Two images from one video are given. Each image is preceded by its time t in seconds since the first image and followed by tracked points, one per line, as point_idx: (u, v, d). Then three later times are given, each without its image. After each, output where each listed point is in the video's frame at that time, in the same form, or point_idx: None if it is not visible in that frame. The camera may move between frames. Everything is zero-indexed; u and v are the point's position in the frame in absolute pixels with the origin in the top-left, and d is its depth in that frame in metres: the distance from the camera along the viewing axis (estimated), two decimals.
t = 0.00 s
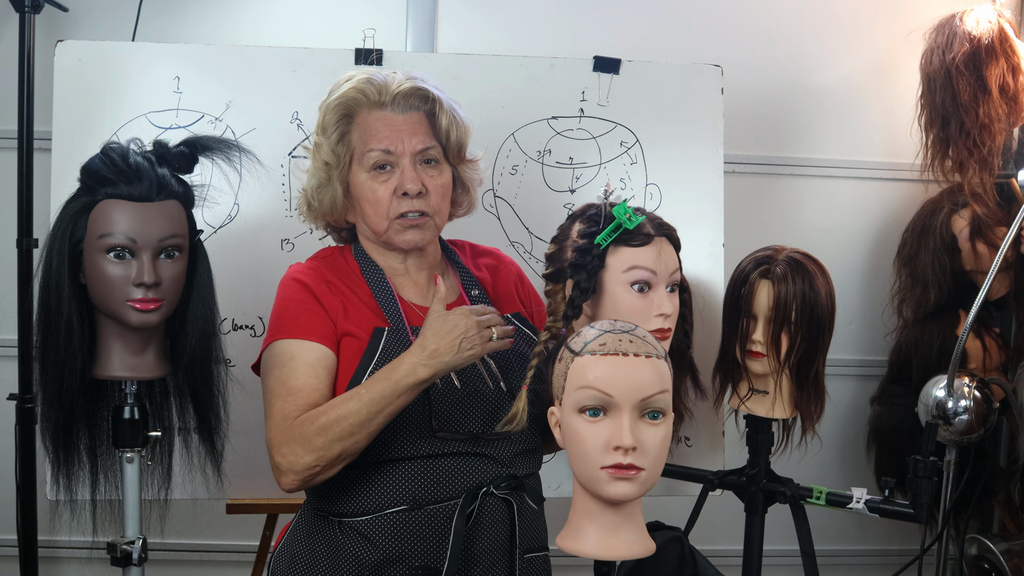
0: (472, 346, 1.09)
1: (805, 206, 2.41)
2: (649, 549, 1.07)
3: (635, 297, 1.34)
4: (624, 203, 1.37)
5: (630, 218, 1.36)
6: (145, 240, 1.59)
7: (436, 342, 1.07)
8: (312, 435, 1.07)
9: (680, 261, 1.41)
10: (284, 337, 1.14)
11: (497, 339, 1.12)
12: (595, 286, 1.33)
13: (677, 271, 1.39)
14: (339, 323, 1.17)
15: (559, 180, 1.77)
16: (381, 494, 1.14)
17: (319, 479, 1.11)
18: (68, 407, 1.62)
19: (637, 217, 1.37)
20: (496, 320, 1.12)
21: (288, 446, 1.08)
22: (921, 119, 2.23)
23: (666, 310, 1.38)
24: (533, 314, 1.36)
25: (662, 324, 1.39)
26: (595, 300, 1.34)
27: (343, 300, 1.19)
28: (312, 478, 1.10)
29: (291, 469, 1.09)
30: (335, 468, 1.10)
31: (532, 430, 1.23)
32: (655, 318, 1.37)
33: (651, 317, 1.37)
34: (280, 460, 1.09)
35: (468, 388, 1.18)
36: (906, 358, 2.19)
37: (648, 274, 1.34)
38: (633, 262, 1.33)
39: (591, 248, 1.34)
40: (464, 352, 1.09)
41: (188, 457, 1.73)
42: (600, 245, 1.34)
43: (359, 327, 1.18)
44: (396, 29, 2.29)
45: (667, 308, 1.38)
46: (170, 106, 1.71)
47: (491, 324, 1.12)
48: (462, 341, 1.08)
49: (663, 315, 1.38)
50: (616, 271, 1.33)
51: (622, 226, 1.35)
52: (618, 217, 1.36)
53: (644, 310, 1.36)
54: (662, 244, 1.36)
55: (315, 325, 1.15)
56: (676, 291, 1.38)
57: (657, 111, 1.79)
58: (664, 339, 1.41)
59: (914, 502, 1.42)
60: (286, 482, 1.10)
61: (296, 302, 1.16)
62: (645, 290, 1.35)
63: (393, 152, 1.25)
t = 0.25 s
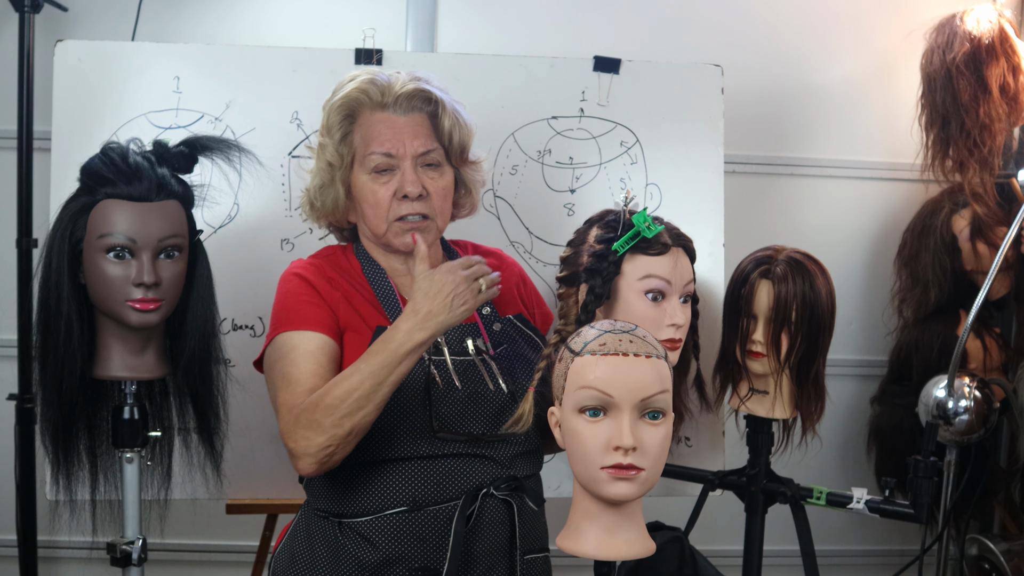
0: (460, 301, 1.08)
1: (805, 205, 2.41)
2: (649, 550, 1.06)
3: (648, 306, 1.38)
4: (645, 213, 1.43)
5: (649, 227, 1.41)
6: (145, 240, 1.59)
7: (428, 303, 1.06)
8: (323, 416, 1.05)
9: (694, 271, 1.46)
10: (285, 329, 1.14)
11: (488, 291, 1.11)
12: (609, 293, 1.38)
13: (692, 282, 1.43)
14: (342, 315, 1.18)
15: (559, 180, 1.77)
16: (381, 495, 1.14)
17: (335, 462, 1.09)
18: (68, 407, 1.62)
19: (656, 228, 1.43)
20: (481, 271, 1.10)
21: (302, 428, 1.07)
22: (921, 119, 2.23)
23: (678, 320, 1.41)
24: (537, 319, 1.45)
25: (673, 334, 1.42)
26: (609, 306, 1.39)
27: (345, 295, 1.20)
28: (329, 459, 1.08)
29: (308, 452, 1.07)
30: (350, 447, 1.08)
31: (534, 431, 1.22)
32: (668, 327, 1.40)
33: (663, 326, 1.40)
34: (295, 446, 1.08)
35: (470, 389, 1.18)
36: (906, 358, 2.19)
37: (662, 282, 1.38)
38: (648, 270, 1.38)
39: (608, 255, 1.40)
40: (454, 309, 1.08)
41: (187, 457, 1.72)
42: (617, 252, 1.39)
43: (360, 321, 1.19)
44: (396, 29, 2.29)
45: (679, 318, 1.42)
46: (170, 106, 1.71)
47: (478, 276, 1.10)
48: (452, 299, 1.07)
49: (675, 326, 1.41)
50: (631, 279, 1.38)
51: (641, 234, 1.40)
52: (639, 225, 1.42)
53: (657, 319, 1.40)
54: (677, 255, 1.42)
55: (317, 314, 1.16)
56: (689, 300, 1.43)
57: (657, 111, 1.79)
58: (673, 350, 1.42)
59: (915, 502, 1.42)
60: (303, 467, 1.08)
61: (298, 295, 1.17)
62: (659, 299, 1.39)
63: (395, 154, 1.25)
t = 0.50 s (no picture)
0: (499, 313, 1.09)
1: (805, 205, 2.41)
2: (649, 550, 1.06)
3: (653, 310, 1.38)
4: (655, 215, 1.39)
5: (658, 231, 1.38)
6: (145, 240, 1.58)
7: (473, 312, 1.07)
8: (351, 403, 1.04)
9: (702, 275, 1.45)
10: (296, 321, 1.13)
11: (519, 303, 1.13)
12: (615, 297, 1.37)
13: (698, 288, 1.42)
14: (350, 314, 1.18)
15: (559, 180, 1.77)
16: (383, 496, 1.15)
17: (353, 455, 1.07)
18: (68, 408, 1.62)
19: (666, 232, 1.39)
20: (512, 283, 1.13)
21: (325, 416, 1.05)
22: (921, 119, 2.23)
23: (683, 327, 1.41)
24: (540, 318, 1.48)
25: (677, 341, 1.42)
26: (614, 309, 1.38)
27: (351, 294, 1.20)
28: (348, 452, 1.06)
29: (326, 442, 1.04)
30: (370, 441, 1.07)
31: (535, 434, 1.23)
32: (672, 333, 1.40)
33: (667, 332, 1.40)
34: (313, 436, 1.05)
35: (473, 390, 1.18)
36: (906, 358, 2.19)
37: (669, 288, 1.38)
38: (655, 276, 1.37)
39: (616, 258, 1.38)
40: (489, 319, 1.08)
41: (187, 457, 1.72)
42: (625, 255, 1.38)
43: (365, 322, 1.19)
44: (396, 29, 2.29)
45: (684, 325, 1.41)
46: (170, 106, 1.71)
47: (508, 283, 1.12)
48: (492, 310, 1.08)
49: (680, 332, 1.41)
50: (638, 283, 1.37)
51: (649, 239, 1.38)
52: (647, 228, 1.38)
53: (662, 325, 1.39)
54: (686, 260, 1.40)
55: (329, 311, 1.15)
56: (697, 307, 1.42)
57: (657, 112, 1.79)
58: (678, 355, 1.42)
59: (915, 502, 1.42)
60: (321, 458, 1.06)
61: (307, 291, 1.16)
62: (664, 304, 1.38)
63: (395, 155, 1.24)
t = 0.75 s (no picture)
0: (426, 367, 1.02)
1: (805, 205, 2.41)
2: (649, 549, 1.07)
3: (658, 315, 1.40)
4: (659, 222, 1.42)
5: (664, 237, 1.40)
6: (145, 240, 1.59)
7: (394, 366, 1.00)
8: (278, 452, 1.07)
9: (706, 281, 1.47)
10: (281, 335, 1.13)
11: (457, 350, 1.04)
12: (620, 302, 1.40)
13: (701, 293, 1.44)
14: (342, 322, 1.17)
15: (559, 181, 1.78)
16: (389, 496, 1.14)
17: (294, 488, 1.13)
18: (68, 408, 1.62)
19: (671, 238, 1.42)
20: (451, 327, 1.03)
21: (261, 458, 1.10)
22: (921, 119, 2.23)
23: (687, 330, 1.42)
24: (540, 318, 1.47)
25: (683, 344, 1.42)
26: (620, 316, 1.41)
27: (348, 298, 1.19)
28: (285, 486, 1.12)
29: (263, 479, 1.11)
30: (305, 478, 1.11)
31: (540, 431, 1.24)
32: (677, 337, 1.42)
33: (672, 336, 1.41)
34: (255, 470, 1.11)
35: (480, 389, 1.18)
36: (906, 358, 2.19)
37: (674, 292, 1.39)
38: (660, 280, 1.39)
39: (621, 264, 1.41)
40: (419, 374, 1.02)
41: (188, 457, 1.73)
42: (630, 262, 1.40)
43: (364, 325, 1.18)
44: (396, 29, 2.29)
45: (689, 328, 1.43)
46: (170, 106, 1.71)
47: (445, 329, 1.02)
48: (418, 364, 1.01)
49: (685, 336, 1.42)
50: (643, 288, 1.39)
51: (655, 245, 1.40)
52: (652, 235, 1.41)
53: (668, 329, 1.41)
54: (690, 265, 1.42)
55: (314, 326, 1.14)
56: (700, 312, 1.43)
57: (658, 112, 1.79)
58: (682, 360, 1.43)
59: (914, 502, 1.42)
60: (261, 489, 1.13)
61: (299, 300, 1.15)
62: (669, 309, 1.40)
63: (409, 152, 1.24)
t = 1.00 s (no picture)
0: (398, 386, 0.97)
1: (804, 206, 2.41)
2: (649, 549, 1.07)
3: (648, 303, 1.37)
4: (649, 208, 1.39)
5: (653, 223, 1.37)
6: (145, 240, 1.59)
7: (362, 388, 0.97)
8: (270, 462, 1.09)
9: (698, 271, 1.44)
10: (275, 340, 1.13)
11: (433, 364, 0.96)
12: (610, 289, 1.37)
13: (694, 281, 1.41)
14: (337, 326, 1.17)
15: (559, 181, 1.77)
16: (384, 499, 1.14)
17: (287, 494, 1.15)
18: (68, 408, 1.63)
19: (661, 225, 1.39)
20: (430, 343, 0.94)
21: (255, 467, 1.12)
22: (921, 119, 2.23)
23: (677, 318, 1.39)
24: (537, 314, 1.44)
25: (672, 332, 1.40)
26: (609, 301, 1.37)
27: (343, 301, 1.19)
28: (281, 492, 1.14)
29: (258, 485, 1.13)
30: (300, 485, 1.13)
31: (536, 435, 1.25)
32: (666, 324, 1.39)
33: (662, 323, 1.38)
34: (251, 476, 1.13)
35: (475, 391, 1.17)
36: (905, 358, 2.19)
37: (664, 279, 1.36)
38: (650, 267, 1.36)
39: (610, 250, 1.38)
40: (396, 390, 0.98)
41: (188, 457, 1.73)
42: (620, 247, 1.37)
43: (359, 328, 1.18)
44: (396, 29, 2.29)
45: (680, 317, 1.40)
46: (170, 106, 1.71)
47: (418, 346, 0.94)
48: (390, 385, 0.97)
49: (675, 323, 1.39)
50: (633, 274, 1.36)
51: (644, 231, 1.37)
52: (642, 221, 1.37)
53: (657, 317, 1.38)
54: (681, 253, 1.39)
55: (308, 330, 1.14)
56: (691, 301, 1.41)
57: (658, 112, 1.79)
58: (672, 348, 1.41)
59: (914, 502, 1.42)
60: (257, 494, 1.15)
61: (294, 304, 1.15)
62: (660, 296, 1.37)
63: (407, 158, 1.24)
